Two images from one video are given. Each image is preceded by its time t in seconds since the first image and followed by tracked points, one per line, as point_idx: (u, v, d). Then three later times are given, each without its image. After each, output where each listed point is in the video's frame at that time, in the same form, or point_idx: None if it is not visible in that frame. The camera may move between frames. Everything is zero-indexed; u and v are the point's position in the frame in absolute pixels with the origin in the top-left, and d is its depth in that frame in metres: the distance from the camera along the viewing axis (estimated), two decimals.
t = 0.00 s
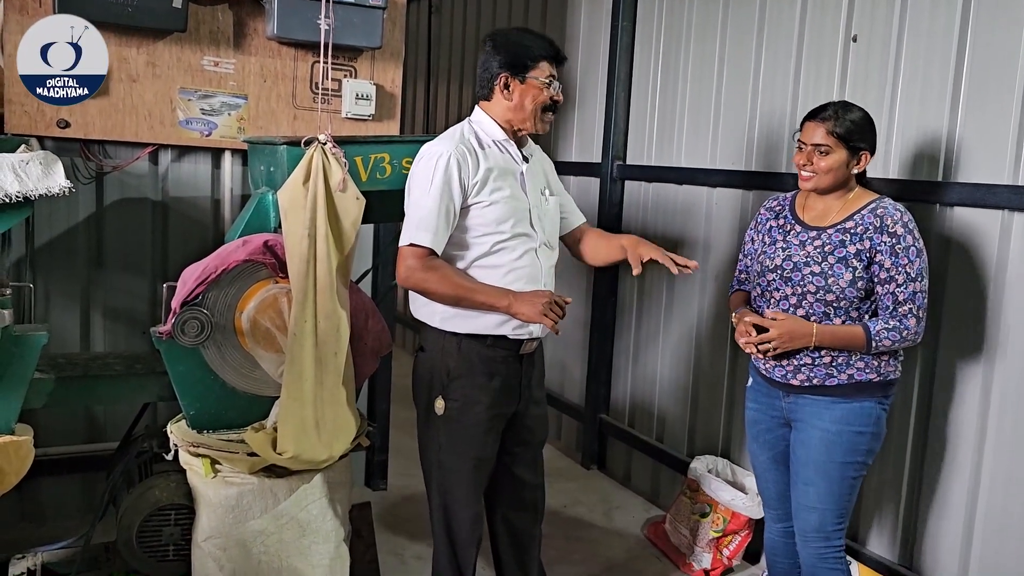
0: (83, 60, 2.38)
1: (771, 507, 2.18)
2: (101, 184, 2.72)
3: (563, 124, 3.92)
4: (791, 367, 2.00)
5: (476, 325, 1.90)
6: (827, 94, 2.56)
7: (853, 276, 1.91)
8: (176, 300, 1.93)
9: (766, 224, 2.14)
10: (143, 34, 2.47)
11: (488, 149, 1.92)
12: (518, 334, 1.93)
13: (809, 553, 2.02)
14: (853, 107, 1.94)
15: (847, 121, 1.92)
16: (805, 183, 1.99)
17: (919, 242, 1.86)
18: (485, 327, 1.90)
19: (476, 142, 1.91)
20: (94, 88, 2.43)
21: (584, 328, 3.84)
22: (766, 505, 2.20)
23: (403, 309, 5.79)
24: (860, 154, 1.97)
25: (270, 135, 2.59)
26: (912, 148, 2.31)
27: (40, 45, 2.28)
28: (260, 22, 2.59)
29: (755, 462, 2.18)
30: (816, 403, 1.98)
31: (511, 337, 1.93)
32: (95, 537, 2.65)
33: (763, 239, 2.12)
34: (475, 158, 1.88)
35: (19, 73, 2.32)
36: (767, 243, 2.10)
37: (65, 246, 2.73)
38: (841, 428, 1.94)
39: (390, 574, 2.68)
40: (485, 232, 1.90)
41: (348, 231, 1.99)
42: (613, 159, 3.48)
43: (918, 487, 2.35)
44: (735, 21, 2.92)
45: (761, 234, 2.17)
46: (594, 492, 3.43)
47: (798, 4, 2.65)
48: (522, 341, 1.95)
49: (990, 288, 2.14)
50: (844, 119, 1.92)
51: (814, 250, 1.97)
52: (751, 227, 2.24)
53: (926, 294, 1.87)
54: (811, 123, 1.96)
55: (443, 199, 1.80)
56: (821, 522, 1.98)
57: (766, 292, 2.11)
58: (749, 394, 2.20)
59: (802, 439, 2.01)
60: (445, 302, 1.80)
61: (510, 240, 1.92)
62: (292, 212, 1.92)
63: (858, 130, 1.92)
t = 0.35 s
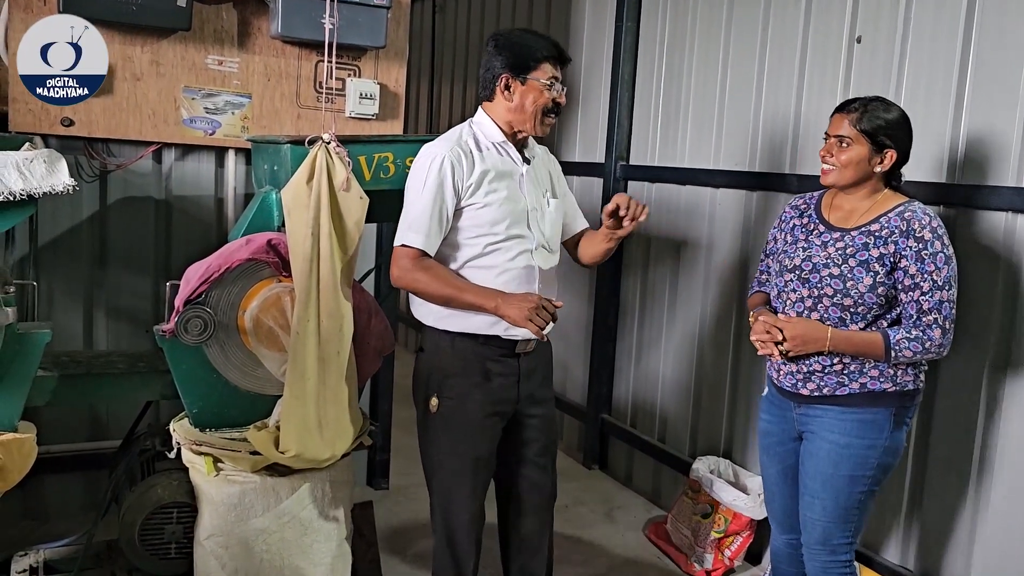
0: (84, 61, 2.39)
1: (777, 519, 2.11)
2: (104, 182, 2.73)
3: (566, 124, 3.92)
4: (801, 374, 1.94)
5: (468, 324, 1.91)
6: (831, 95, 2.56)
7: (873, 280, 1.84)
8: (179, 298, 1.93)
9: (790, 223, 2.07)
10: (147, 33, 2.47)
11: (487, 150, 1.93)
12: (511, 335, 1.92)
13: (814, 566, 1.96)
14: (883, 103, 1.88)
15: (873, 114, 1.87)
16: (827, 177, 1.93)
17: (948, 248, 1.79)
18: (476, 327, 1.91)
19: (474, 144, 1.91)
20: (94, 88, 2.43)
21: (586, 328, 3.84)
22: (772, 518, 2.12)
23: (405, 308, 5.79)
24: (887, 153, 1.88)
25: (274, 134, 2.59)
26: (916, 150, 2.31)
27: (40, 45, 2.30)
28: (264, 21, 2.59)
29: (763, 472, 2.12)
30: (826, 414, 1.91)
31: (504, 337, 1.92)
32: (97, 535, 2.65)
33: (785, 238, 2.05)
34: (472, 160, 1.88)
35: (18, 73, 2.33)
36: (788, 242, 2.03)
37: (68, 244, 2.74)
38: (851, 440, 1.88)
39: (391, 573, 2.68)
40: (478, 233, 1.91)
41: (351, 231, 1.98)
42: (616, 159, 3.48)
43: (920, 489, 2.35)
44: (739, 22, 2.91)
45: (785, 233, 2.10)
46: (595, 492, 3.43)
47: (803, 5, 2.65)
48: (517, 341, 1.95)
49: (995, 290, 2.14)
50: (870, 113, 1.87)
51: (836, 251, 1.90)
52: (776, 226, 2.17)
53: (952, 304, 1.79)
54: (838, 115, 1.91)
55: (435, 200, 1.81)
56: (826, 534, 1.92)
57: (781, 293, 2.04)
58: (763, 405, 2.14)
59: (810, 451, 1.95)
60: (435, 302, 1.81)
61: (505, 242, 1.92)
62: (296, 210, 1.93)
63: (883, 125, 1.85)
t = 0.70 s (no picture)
0: (84, 61, 2.39)
1: (768, 526, 2.10)
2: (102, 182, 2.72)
3: (565, 125, 3.92)
4: (808, 380, 1.92)
5: (471, 323, 1.91)
6: (829, 98, 2.56)
7: (881, 286, 1.80)
8: (176, 299, 1.93)
9: (809, 224, 2.04)
10: (144, 33, 2.47)
11: (488, 153, 1.93)
12: (514, 335, 1.90)
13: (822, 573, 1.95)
14: (900, 104, 1.83)
15: (890, 116, 1.82)
16: (844, 181, 1.88)
17: (961, 255, 1.73)
18: (478, 326, 1.90)
19: (473, 145, 1.91)
20: (94, 88, 2.44)
21: (584, 330, 3.83)
22: (762, 523, 2.12)
23: (403, 309, 5.78)
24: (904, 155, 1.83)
25: (271, 135, 2.59)
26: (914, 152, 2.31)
27: (40, 45, 2.31)
28: (262, 21, 2.59)
29: (765, 478, 2.10)
30: (834, 423, 1.89)
31: (507, 338, 1.91)
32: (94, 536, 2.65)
33: (802, 240, 2.02)
34: (472, 162, 1.89)
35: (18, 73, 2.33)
36: (804, 244, 2.01)
37: (65, 244, 2.73)
38: (856, 452, 1.85)
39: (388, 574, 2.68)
40: (479, 234, 1.90)
41: (349, 231, 1.99)
42: (614, 161, 3.48)
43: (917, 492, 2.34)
44: (738, 24, 2.91)
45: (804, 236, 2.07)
46: (592, 494, 3.43)
47: (801, 8, 2.65)
48: (521, 342, 1.92)
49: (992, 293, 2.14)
50: (886, 115, 1.82)
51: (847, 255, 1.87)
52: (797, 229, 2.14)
53: (963, 313, 1.73)
54: (855, 117, 1.87)
55: (434, 202, 1.83)
56: (834, 543, 1.90)
57: (793, 296, 2.00)
58: (772, 410, 2.11)
59: (816, 460, 1.92)
60: (435, 301, 1.82)
61: (506, 242, 1.91)
62: (293, 211, 1.92)
63: (900, 127, 1.80)
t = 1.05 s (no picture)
0: (83, 61, 2.41)
1: (757, 526, 2.11)
2: (93, 179, 2.71)
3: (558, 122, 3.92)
4: (806, 381, 1.93)
5: (479, 320, 1.90)
6: (821, 96, 2.56)
7: (877, 285, 1.81)
8: (167, 296, 1.93)
9: (809, 222, 2.04)
10: (136, 30, 2.46)
11: (493, 149, 1.93)
12: (519, 332, 1.90)
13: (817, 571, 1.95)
14: (901, 102, 1.83)
15: (889, 113, 1.82)
16: (843, 178, 1.89)
17: (960, 253, 1.71)
18: (486, 323, 1.90)
19: (478, 141, 1.92)
20: (93, 89, 2.46)
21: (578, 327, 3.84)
22: (755, 525, 2.11)
23: (396, 306, 5.78)
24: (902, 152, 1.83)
25: (263, 132, 2.58)
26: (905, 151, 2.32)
27: (39, 45, 2.34)
28: (254, 18, 2.58)
29: (760, 477, 2.10)
30: (831, 423, 1.89)
31: (514, 336, 1.91)
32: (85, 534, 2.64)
33: (802, 239, 2.03)
34: (477, 157, 1.89)
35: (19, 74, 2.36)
36: (803, 242, 2.01)
37: (56, 241, 2.72)
38: (853, 453, 1.86)
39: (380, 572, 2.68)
40: (485, 229, 1.90)
41: (340, 227, 1.98)
42: (607, 158, 3.49)
43: (907, 490, 2.36)
44: (731, 22, 2.92)
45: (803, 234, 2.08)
46: (586, 491, 3.43)
47: (793, 6, 2.66)
48: (528, 341, 1.93)
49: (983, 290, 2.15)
50: (885, 111, 1.82)
51: (844, 253, 1.87)
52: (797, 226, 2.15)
53: (962, 313, 1.73)
54: (854, 114, 1.88)
55: (440, 197, 1.83)
56: (830, 542, 1.91)
57: (793, 294, 2.02)
58: (770, 407, 2.12)
59: (813, 461, 1.93)
60: (443, 296, 1.83)
61: (511, 236, 1.91)
62: (284, 210, 1.92)
63: (898, 123, 1.81)
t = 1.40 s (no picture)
0: (83, 61, 2.42)
1: (763, 522, 2.12)
2: (84, 173, 2.70)
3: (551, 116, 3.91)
4: (793, 370, 1.93)
5: (477, 313, 1.91)
6: (813, 90, 2.57)
7: (863, 274, 1.81)
8: (159, 290, 1.92)
9: (794, 214, 2.05)
10: (127, 23, 2.45)
11: (493, 141, 1.93)
12: (516, 326, 1.90)
13: (811, 560, 1.96)
14: (892, 97, 1.82)
15: (881, 109, 1.82)
16: (832, 172, 1.90)
17: (946, 247, 1.74)
18: (484, 315, 1.90)
19: (478, 134, 1.92)
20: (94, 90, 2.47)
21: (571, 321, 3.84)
22: (759, 515, 2.13)
23: (389, 301, 5.77)
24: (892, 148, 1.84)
25: (255, 125, 2.57)
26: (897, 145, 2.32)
27: (39, 45, 2.36)
28: (246, 11, 2.57)
29: (754, 469, 2.11)
30: (818, 414, 1.90)
31: (511, 329, 1.91)
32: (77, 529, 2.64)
33: (788, 229, 2.04)
34: (476, 150, 1.89)
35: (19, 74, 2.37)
36: (789, 232, 2.02)
37: (47, 235, 2.71)
38: (841, 443, 1.86)
39: (373, 566, 2.68)
40: (484, 221, 1.90)
41: (332, 221, 1.99)
42: (600, 152, 3.48)
43: (898, 483, 2.36)
44: (724, 15, 2.91)
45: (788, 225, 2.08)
46: (579, 485, 3.44)
47: None
48: (525, 334, 1.93)
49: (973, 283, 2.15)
50: (876, 107, 1.82)
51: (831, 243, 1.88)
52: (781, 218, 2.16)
53: (946, 304, 1.75)
54: (846, 108, 1.87)
55: (440, 189, 1.83)
56: (821, 531, 1.92)
57: (777, 283, 2.01)
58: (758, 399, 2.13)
59: (801, 452, 1.94)
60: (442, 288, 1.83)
61: (509, 228, 1.91)
62: (276, 203, 1.91)
63: (889, 120, 1.81)
